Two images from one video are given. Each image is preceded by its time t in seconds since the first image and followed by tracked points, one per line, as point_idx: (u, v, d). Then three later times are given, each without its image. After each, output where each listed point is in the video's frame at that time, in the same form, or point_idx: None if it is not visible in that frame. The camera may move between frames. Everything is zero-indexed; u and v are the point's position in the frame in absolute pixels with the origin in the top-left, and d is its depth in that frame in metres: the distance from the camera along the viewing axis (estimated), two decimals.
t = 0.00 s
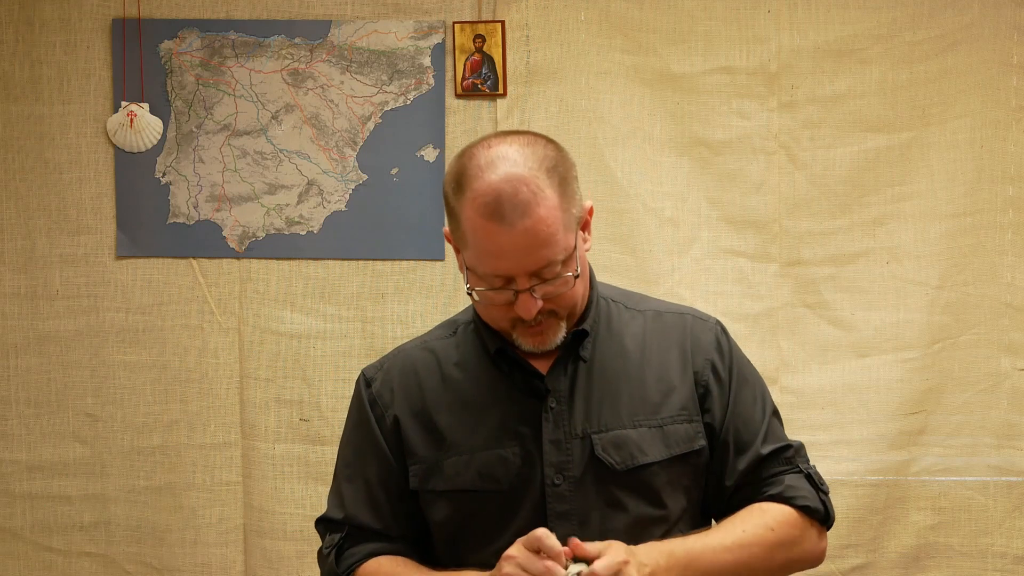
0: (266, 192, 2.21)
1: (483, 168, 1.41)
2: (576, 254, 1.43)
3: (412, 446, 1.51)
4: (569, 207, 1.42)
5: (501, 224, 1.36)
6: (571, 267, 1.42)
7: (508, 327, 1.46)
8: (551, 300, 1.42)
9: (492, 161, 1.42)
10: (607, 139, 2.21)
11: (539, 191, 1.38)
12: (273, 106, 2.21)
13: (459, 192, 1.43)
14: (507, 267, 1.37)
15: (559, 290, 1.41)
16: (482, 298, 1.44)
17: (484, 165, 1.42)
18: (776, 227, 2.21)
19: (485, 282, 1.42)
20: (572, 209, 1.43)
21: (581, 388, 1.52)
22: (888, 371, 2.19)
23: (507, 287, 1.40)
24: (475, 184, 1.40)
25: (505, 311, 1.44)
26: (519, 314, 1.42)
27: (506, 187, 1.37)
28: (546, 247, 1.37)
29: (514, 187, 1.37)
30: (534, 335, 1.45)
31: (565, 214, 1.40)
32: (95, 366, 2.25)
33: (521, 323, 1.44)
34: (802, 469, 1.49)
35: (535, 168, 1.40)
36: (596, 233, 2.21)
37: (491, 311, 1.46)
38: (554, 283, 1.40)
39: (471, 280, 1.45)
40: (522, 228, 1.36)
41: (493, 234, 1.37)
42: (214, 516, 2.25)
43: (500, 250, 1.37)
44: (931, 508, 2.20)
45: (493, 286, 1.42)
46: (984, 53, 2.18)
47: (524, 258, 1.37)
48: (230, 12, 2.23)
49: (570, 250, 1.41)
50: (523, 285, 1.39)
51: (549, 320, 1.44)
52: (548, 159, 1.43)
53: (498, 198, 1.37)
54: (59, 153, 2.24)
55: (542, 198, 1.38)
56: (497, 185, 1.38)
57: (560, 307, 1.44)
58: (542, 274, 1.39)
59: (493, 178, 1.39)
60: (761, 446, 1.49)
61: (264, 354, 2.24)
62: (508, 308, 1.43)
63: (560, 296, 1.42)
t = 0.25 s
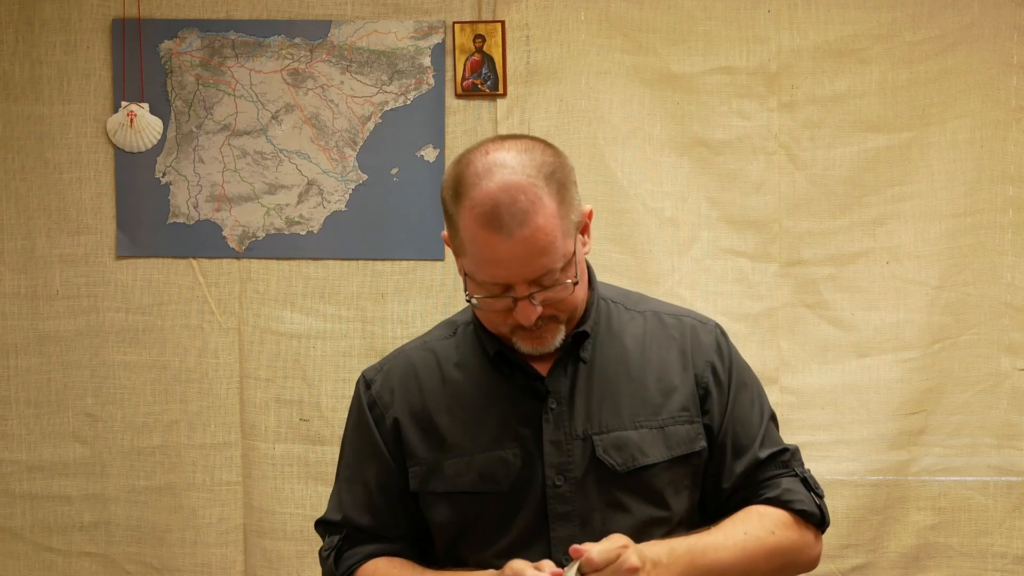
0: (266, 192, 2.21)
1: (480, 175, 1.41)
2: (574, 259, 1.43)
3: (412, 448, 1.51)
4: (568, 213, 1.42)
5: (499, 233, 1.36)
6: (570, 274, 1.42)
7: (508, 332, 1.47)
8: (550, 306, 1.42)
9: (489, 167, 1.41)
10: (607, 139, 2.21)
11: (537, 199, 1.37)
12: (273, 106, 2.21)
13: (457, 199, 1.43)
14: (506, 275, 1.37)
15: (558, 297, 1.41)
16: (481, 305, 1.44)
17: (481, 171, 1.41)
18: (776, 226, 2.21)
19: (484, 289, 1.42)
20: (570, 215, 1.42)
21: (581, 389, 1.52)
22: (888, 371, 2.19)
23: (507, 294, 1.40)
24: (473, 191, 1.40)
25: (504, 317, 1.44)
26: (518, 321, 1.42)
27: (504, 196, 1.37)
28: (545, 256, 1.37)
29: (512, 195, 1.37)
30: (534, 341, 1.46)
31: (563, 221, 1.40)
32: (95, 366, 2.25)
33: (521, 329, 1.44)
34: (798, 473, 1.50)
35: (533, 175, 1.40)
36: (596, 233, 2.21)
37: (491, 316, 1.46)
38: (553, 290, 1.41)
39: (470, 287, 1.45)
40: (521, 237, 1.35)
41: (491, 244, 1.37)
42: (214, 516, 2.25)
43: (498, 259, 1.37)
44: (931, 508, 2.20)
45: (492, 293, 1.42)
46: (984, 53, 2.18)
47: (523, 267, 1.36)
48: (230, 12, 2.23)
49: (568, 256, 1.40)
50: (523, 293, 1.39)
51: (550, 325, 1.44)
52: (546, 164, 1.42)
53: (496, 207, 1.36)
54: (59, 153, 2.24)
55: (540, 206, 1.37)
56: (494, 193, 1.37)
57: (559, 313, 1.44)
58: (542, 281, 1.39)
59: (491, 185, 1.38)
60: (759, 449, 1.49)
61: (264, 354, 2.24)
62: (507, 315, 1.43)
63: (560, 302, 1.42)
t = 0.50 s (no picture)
0: (265, 192, 2.21)
1: (476, 179, 1.40)
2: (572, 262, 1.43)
3: (412, 449, 1.51)
4: (564, 215, 1.42)
5: (496, 237, 1.36)
6: (568, 276, 1.42)
7: (507, 336, 1.47)
8: (549, 309, 1.42)
9: (485, 171, 1.41)
10: (607, 139, 2.21)
11: (533, 202, 1.37)
12: (272, 106, 2.21)
13: (453, 203, 1.43)
14: (504, 279, 1.37)
15: (556, 299, 1.41)
16: (479, 309, 1.44)
17: (477, 175, 1.41)
18: (776, 227, 2.21)
19: (481, 293, 1.42)
20: (566, 217, 1.42)
21: (580, 389, 1.52)
22: (888, 371, 2.19)
23: (505, 298, 1.40)
24: (469, 196, 1.39)
25: (502, 321, 1.44)
26: (517, 325, 1.42)
27: (500, 200, 1.37)
28: (542, 259, 1.37)
29: (508, 199, 1.37)
30: (532, 344, 1.46)
31: (560, 224, 1.40)
32: (95, 366, 2.25)
33: (519, 332, 1.44)
34: (808, 458, 1.50)
35: (528, 177, 1.39)
36: (596, 233, 2.21)
37: (489, 320, 1.46)
38: (551, 293, 1.41)
39: (468, 291, 1.45)
40: (518, 241, 1.35)
41: (488, 248, 1.37)
42: (214, 516, 2.25)
43: (496, 264, 1.37)
44: (931, 508, 2.20)
45: (490, 297, 1.42)
46: (984, 53, 2.18)
47: (521, 271, 1.37)
48: (230, 12, 2.23)
49: (565, 259, 1.40)
50: (520, 296, 1.39)
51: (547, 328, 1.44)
52: (542, 167, 1.42)
53: (493, 212, 1.36)
54: (59, 153, 2.24)
55: (537, 209, 1.37)
56: (491, 198, 1.37)
57: (558, 316, 1.44)
58: (540, 284, 1.39)
59: (487, 189, 1.38)
60: (768, 439, 1.49)
61: (264, 355, 2.24)
62: (506, 318, 1.43)
63: (558, 304, 1.43)
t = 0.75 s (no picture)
0: (265, 192, 2.21)
1: (471, 182, 1.40)
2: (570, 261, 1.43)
3: (412, 451, 1.51)
4: (561, 215, 1.42)
5: (494, 240, 1.36)
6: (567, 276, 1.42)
7: (508, 338, 1.47)
8: (549, 310, 1.42)
9: (479, 175, 1.41)
10: (607, 139, 2.21)
11: (530, 203, 1.37)
12: (272, 106, 2.21)
13: (449, 208, 1.42)
14: (504, 281, 1.37)
15: (556, 299, 1.42)
16: (480, 313, 1.44)
17: (472, 178, 1.40)
18: (776, 227, 2.21)
19: (481, 297, 1.42)
20: (563, 217, 1.42)
21: (580, 387, 1.52)
22: (888, 371, 2.19)
23: (505, 301, 1.40)
24: (465, 200, 1.39)
25: (503, 324, 1.44)
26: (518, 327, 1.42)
27: (496, 203, 1.37)
28: (541, 260, 1.37)
29: (505, 201, 1.37)
30: (534, 346, 1.46)
31: (557, 223, 1.40)
32: (95, 366, 2.25)
33: (521, 334, 1.44)
34: (813, 445, 1.52)
35: (524, 179, 1.40)
36: (596, 233, 2.21)
37: (490, 323, 1.46)
38: (550, 293, 1.41)
39: (468, 295, 1.45)
40: (516, 243, 1.35)
41: (487, 251, 1.37)
42: (214, 516, 2.25)
43: (495, 266, 1.37)
44: (931, 508, 2.20)
45: (490, 300, 1.42)
46: (984, 52, 2.18)
47: (520, 273, 1.37)
48: (230, 12, 2.23)
49: (564, 259, 1.40)
50: (521, 298, 1.39)
51: (549, 329, 1.44)
52: (536, 168, 1.42)
53: (490, 215, 1.36)
54: (59, 153, 2.24)
55: (533, 210, 1.37)
56: (487, 200, 1.37)
57: (558, 316, 1.44)
58: (539, 285, 1.39)
59: (483, 192, 1.38)
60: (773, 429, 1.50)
61: (264, 354, 2.24)
62: (507, 321, 1.43)
63: (558, 304, 1.43)
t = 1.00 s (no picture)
0: (266, 192, 2.21)
1: (476, 183, 1.40)
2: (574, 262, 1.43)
3: (414, 453, 1.51)
4: (566, 215, 1.42)
5: (500, 240, 1.36)
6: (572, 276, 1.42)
7: (512, 339, 1.46)
8: (554, 310, 1.42)
9: (484, 175, 1.41)
10: (606, 139, 2.21)
11: (536, 203, 1.37)
12: (273, 106, 2.21)
13: (454, 208, 1.42)
14: (510, 281, 1.37)
15: (561, 300, 1.42)
16: (485, 313, 1.44)
17: (477, 179, 1.40)
18: (775, 227, 2.22)
19: (486, 297, 1.42)
20: (568, 217, 1.42)
21: (582, 387, 1.52)
22: (888, 371, 2.19)
23: (510, 301, 1.40)
24: (471, 200, 1.39)
25: (508, 324, 1.44)
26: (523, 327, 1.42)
27: (503, 203, 1.37)
28: (547, 260, 1.37)
29: (511, 201, 1.36)
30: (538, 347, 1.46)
31: (562, 224, 1.40)
32: (95, 366, 2.25)
33: (525, 335, 1.44)
34: (815, 437, 1.54)
35: (529, 179, 1.40)
36: (596, 233, 2.21)
37: (494, 324, 1.46)
38: (555, 293, 1.41)
39: (472, 296, 1.44)
40: (522, 242, 1.35)
41: (493, 251, 1.36)
42: (215, 516, 2.25)
43: (501, 266, 1.36)
44: (931, 508, 2.20)
45: (495, 300, 1.42)
46: (984, 52, 2.18)
47: (526, 272, 1.37)
48: (230, 12, 2.23)
49: (569, 259, 1.41)
50: (527, 298, 1.39)
51: (553, 329, 1.44)
52: (542, 168, 1.42)
53: (497, 214, 1.36)
54: (59, 153, 2.24)
55: (540, 210, 1.37)
56: (493, 200, 1.37)
57: (562, 316, 1.44)
58: (545, 284, 1.39)
59: (488, 193, 1.38)
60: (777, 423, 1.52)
61: (264, 355, 2.24)
62: (511, 321, 1.43)
63: (563, 305, 1.43)
